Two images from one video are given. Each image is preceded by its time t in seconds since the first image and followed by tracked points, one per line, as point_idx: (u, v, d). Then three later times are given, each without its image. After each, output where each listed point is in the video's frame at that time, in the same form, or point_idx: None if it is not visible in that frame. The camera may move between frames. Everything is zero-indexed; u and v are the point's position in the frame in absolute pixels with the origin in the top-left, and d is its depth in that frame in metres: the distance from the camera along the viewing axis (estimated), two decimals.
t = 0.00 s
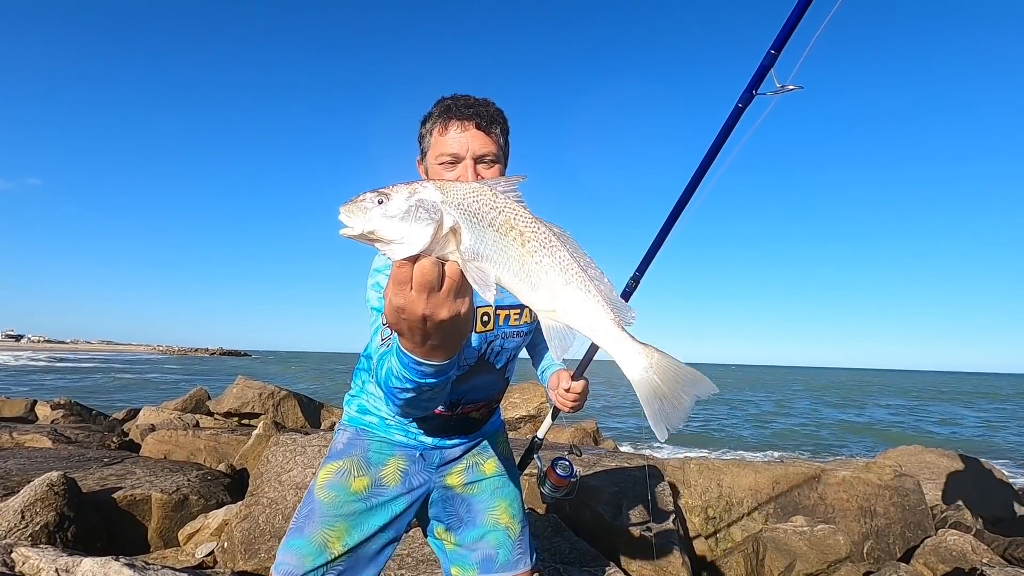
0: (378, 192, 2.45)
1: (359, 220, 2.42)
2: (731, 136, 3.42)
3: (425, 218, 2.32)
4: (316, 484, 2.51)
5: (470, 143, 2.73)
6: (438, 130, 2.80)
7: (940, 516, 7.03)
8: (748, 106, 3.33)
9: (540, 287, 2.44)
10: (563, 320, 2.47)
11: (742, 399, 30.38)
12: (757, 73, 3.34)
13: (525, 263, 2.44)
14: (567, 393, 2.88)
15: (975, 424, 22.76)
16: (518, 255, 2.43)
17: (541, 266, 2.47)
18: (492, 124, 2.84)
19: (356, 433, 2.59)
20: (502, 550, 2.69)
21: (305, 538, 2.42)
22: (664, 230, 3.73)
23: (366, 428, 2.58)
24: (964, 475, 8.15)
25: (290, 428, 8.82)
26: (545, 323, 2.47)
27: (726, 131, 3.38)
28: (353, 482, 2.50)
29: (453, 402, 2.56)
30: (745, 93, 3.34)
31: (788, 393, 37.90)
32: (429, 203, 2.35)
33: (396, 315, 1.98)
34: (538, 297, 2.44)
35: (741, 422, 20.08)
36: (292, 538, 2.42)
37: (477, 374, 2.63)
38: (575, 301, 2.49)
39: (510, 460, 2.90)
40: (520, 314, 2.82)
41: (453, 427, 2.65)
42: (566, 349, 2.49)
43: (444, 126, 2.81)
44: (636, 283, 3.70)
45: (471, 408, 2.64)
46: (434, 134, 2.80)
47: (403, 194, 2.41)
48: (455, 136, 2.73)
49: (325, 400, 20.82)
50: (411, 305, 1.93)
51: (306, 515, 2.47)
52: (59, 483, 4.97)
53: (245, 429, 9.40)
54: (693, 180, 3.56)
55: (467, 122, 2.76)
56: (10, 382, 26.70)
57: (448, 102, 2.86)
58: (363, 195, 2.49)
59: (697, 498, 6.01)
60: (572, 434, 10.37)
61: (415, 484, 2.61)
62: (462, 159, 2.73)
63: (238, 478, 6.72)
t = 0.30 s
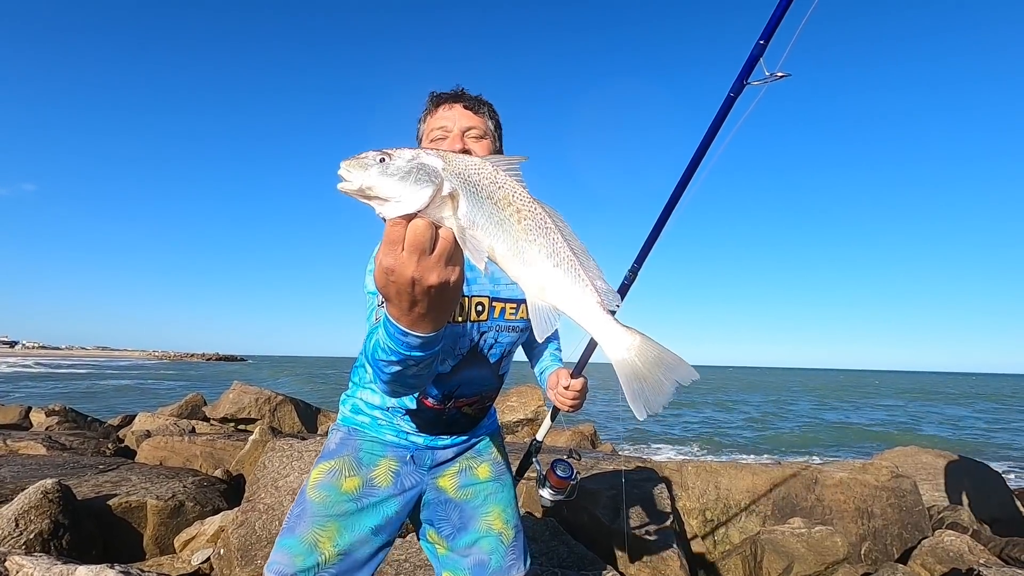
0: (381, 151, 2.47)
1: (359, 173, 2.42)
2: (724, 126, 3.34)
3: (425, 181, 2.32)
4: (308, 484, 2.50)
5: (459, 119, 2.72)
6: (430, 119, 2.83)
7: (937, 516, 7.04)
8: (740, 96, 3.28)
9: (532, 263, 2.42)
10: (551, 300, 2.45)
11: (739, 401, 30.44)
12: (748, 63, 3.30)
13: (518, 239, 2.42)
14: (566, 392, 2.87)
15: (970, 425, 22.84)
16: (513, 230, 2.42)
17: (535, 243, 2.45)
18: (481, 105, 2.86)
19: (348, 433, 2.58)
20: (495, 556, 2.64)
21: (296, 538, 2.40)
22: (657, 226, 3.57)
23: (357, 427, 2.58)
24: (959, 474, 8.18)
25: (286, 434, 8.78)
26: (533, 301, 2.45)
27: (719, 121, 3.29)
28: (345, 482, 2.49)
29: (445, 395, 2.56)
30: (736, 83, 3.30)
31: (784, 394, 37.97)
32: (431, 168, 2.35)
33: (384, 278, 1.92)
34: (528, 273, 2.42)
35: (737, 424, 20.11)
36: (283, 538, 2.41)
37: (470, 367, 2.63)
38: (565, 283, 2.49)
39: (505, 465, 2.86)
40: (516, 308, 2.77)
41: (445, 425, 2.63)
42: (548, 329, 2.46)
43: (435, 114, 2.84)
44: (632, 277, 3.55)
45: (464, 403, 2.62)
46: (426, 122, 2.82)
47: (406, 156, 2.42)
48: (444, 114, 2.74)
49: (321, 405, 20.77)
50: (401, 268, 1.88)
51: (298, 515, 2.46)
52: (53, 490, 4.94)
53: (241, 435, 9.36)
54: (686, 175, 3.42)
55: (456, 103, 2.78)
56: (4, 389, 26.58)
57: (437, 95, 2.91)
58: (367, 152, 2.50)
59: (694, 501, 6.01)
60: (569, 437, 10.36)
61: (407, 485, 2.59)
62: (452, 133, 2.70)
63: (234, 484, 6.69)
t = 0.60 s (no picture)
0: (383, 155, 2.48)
1: (360, 175, 2.43)
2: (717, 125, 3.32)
3: (422, 185, 2.34)
4: (306, 489, 2.48)
5: (451, 125, 2.73)
6: (422, 127, 2.83)
7: (936, 521, 7.04)
8: (732, 96, 3.27)
9: (523, 268, 2.41)
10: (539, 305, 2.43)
11: (738, 405, 30.42)
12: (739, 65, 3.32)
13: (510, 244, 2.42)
14: (563, 391, 2.86)
15: (969, 428, 22.83)
16: (505, 235, 2.41)
17: (527, 249, 2.45)
18: (472, 110, 2.86)
19: (346, 438, 2.59)
20: (492, 561, 2.63)
21: (295, 543, 2.37)
22: (654, 218, 3.40)
23: (355, 432, 2.58)
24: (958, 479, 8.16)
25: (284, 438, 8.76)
26: (523, 305, 2.43)
27: (711, 121, 3.28)
28: (342, 486, 2.47)
29: (439, 395, 2.56)
30: (727, 84, 3.31)
31: (783, 398, 37.96)
32: (429, 173, 2.36)
33: (377, 276, 1.92)
34: (519, 279, 2.40)
35: (736, 428, 20.08)
36: (282, 544, 2.38)
37: (464, 369, 2.63)
38: (556, 289, 2.48)
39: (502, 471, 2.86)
40: (509, 311, 2.77)
41: (442, 427, 2.63)
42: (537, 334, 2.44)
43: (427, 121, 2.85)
44: (630, 272, 3.42)
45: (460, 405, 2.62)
46: (417, 131, 2.82)
47: (407, 161, 2.44)
48: (436, 121, 2.76)
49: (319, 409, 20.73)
50: (394, 268, 1.88)
51: (296, 521, 2.44)
52: (50, 495, 4.92)
53: (239, 439, 9.35)
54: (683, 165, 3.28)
55: (447, 109, 2.79)
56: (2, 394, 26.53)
57: (427, 101, 2.91)
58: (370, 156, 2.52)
59: (694, 505, 6.01)
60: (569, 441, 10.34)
61: (405, 489, 2.59)
62: (445, 139, 2.71)
63: (232, 489, 6.67)
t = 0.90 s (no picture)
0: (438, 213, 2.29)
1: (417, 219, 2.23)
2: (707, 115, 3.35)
3: (442, 256, 2.14)
4: (298, 491, 2.45)
5: (459, 110, 2.69)
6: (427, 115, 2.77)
7: (935, 519, 7.05)
8: (722, 85, 3.31)
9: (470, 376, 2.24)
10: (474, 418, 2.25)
11: (738, 404, 30.43)
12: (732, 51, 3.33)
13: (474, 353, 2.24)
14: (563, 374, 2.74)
15: (968, 427, 22.85)
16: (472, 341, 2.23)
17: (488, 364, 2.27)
18: (479, 102, 2.85)
19: (340, 439, 2.58)
20: (492, 566, 2.49)
21: (286, 544, 2.32)
22: (649, 204, 3.43)
23: (350, 431, 2.58)
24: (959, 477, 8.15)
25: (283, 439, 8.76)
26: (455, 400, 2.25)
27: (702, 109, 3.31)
28: (334, 487, 2.44)
29: (431, 382, 2.57)
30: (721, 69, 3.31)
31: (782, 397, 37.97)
32: (454, 256, 2.18)
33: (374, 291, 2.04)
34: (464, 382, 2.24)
35: (736, 428, 20.09)
36: (273, 545, 2.33)
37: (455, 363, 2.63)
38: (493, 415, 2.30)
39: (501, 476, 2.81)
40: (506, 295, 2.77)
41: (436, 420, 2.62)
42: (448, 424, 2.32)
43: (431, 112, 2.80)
44: (626, 258, 3.46)
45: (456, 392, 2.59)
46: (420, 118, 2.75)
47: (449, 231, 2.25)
48: (442, 107, 2.71)
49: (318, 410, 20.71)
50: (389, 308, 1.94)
51: (287, 522, 2.39)
52: (49, 497, 4.92)
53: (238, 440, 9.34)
54: (676, 153, 3.34)
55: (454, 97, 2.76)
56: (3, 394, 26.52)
57: (433, 91, 2.88)
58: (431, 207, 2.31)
59: (693, 504, 6.01)
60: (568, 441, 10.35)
61: (398, 491, 2.54)
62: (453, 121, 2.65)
63: (231, 490, 6.66)
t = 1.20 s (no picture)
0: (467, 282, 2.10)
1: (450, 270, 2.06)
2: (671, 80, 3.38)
3: (434, 316, 2.01)
4: (291, 493, 2.21)
5: (477, 133, 2.39)
6: (449, 109, 2.45)
7: (937, 521, 7.04)
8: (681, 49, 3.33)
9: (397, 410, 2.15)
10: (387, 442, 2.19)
11: (739, 405, 30.48)
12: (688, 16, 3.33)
13: (411, 395, 2.14)
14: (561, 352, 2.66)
15: (969, 429, 22.88)
16: (413, 384, 2.13)
17: (417, 410, 2.17)
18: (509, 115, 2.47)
19: (336, 435, 2.30)
20: None
21: (282, 550, 2.11)
22: (627, 171, 3.47)
23: (346, 428, 2.30)
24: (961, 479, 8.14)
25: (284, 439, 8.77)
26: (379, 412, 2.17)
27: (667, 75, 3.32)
28: (332, 490, 2.20)
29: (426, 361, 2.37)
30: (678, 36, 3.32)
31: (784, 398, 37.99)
32: (443, 319, 2.04)
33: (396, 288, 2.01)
34: (392, 409, 2.15)
35: (736, 428, 20.13)
36: (268, 550, 2.12)
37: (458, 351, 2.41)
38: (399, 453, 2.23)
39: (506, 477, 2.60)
40: (508, 273, 2.59)
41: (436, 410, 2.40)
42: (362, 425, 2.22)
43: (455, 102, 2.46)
44: (610, 226, 3.49)
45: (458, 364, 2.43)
46: (441, 111, 2.44)
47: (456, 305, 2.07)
48: (463, 116, 2.39)
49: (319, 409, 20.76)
50: (385, 321, 1.92)
51: (282, 526, 2.16)
52: (51, 494, 4.93)
53: (240, 439, 9.35)
54: (644, 124, 3.39)
55: (478, 102, 2.40)
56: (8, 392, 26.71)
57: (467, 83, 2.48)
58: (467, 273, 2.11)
59: (694, 504, 6.01)
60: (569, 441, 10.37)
61: (399, 494, 2.32)
62: (466, 143, 2.40)
63: (233, 489, 6.66)
